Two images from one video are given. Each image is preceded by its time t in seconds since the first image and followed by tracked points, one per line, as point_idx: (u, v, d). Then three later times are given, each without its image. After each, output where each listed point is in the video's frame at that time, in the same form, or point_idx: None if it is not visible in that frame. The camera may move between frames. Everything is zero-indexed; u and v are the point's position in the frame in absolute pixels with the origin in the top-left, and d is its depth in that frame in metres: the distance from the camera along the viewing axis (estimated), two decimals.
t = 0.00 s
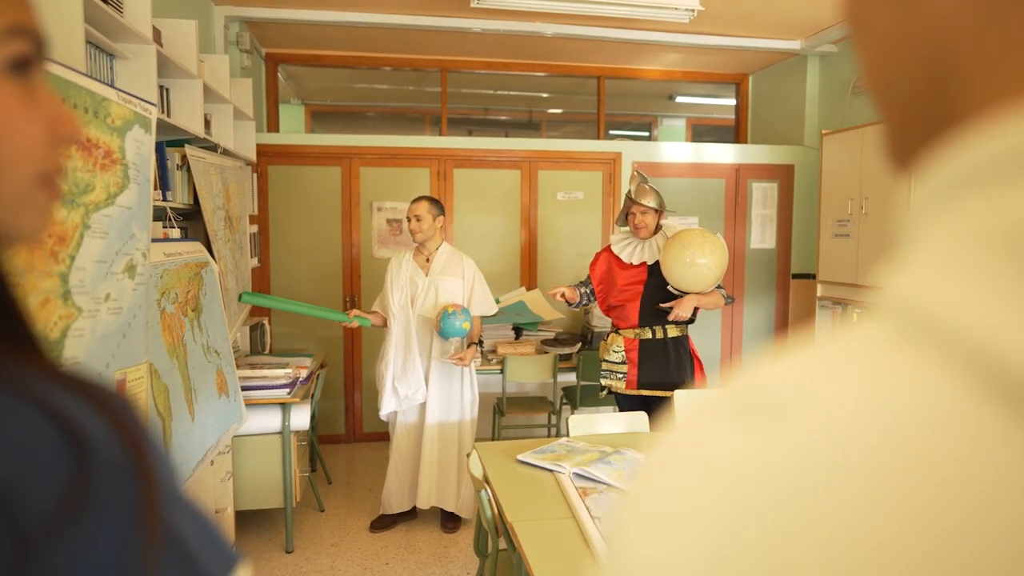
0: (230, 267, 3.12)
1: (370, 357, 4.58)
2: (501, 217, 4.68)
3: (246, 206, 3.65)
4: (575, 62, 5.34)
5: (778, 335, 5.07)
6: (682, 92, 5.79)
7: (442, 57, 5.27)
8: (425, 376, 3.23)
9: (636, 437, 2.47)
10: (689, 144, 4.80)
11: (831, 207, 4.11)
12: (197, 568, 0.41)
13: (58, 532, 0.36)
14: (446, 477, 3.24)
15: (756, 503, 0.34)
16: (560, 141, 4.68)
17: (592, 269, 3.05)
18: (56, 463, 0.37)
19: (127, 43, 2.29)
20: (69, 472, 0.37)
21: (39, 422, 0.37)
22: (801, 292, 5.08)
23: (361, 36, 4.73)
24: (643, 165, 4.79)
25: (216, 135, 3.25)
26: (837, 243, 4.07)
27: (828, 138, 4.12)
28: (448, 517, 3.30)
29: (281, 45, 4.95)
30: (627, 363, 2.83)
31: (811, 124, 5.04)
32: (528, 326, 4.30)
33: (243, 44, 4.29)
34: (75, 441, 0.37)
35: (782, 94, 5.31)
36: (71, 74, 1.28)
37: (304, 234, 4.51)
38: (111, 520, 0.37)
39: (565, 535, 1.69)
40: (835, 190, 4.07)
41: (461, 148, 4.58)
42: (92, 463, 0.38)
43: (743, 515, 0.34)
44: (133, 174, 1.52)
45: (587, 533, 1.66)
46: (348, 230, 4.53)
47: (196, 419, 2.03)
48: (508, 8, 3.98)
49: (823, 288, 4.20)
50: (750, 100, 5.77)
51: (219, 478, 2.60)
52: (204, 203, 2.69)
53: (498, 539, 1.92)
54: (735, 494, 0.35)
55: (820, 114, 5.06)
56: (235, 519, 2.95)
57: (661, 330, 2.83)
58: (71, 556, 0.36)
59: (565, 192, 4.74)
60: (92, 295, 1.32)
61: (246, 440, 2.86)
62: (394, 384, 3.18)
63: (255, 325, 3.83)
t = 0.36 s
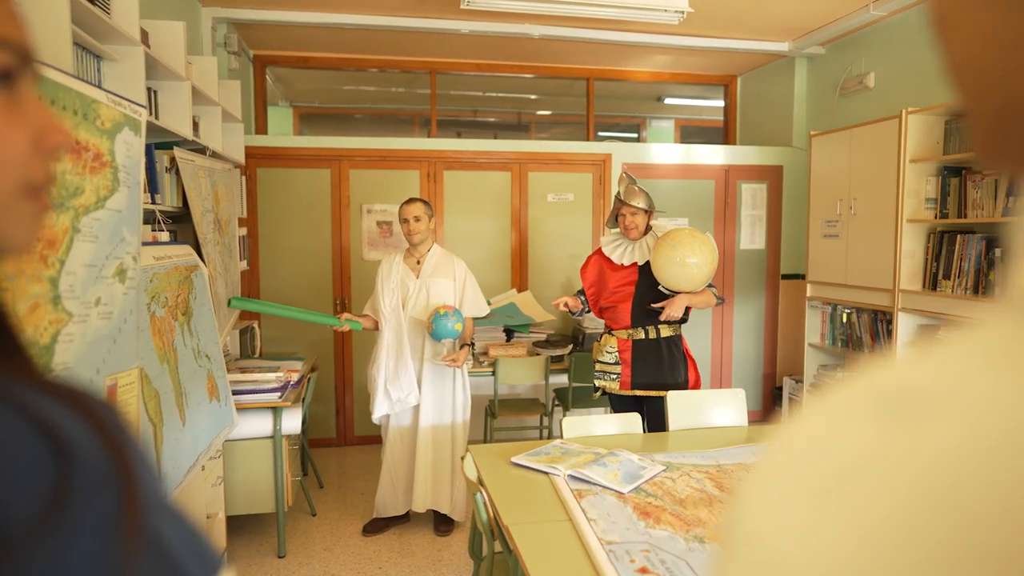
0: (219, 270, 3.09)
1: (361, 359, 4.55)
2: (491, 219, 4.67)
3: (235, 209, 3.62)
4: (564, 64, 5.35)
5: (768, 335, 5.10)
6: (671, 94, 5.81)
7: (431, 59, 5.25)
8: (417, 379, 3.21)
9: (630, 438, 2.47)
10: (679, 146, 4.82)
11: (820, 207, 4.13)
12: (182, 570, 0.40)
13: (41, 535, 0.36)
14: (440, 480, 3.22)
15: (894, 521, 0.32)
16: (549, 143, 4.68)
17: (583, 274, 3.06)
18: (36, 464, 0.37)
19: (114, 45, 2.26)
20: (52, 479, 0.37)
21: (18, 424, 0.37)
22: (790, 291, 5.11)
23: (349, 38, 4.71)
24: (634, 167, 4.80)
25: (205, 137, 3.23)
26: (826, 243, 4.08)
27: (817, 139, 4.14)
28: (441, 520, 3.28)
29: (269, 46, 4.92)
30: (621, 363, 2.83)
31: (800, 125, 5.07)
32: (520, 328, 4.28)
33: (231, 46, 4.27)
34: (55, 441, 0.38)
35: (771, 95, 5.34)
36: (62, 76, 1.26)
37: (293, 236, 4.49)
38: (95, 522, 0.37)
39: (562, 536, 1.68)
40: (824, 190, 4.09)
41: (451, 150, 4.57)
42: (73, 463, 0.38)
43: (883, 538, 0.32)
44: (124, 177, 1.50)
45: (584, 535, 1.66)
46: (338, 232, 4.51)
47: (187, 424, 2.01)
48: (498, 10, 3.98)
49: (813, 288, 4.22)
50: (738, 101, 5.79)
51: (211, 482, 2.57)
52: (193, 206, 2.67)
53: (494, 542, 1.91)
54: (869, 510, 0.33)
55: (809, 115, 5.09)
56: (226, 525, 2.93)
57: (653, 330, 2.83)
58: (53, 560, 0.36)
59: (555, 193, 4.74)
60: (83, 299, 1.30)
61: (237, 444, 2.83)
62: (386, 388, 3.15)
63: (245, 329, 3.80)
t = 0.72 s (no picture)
0: (212, 273, 3.06)
1: (355, 362, 4.52)
2: (485, 222, 4.66)
3: (227, 212, 3.59)
4: (557, 66, 5.34)
5: (761, 337, 5.12)
6: (663, 96, 5.82)
7: (423, 61, 5.24)
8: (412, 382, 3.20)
9: (627, 441, 2.47)
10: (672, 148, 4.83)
11: (813, 208, 4.14)
12: (200, 571, 0.40)
13: (72, 534, 0.35)
14: (435, 484, 3.21)
15: None
16: (542, 145, 4.67)
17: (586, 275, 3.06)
18: (71, 467, 0.37)
19: (106, 46, 2.24)
20: (85, 481, 0.37)
21: (54, 427, 0.37)
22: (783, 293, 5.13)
23: (341, 39, 4.68)
24: (627, 169, 4.80)
25: (196, 140, 3.20)
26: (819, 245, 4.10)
27: (809, 141, 4.16)
28: (436, 524, 3.26)
29: (259, 48, 4.89)
30: (621, 366, 2.85)
31: (792, 128, 5.10)
32: (514, 331, 4.27)
33: (222, 48, 4.25)
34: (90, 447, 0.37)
35: (764, 97, 5.37)
36: (55, 77, 1.24)
37: (286, 238, 4.46)
38: (124, 529, 0.37)
39: (560, 541, 1.67)
40: (817, 192, 4.10)
41: (444, 152, 4.55)
42: (105, 468, 0.37)
43: None
44: (118, 180, 1.48)
45: (583, 538, 1.66)
46: (330, 233, 4.48)
47: (180, 429, 1.99)
48: (492, 12, 3.97)
49: (805, 290, 4.24)
50: (730, 104, 5.81)
51: (204, 489, 2.55)
52: (185, 208, 2.64)
53: (493, 546, 1.90)
54: None
55: (801, 117, 5.12)
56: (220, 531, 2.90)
57: (654, 334, 2.84)
58: (93, 553, 0.35)
59: (548, 196, 4.73)
60: (79, 304, 1.29)
61: (230, 449, 2.81)
62: (381, 391, 3.14)
63: (236, 333, 3.77)
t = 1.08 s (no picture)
0: (202, 275, 3.03)
1: (346, 363, 4.50)
2: (476, 223, 4.65)
3: (217, 213, 3.55)
4: (546, 67, 5.35)
5: (752, 336, 5.15)
6: (652, 97, 5.83)
7: (413, 61, 5.22)
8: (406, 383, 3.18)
9: (623, 441, 2.46)
10: (662, 149, 4.84)
11: (803, 208, 4.17)
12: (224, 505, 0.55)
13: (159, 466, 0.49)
14: (430, 485, 3.20)
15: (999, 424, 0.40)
16: (533, 146, 4.67)
17: (597, 274, 3.05)
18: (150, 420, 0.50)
19: (94, 46, 2.21)
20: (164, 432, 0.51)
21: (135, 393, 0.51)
22: (773, 292, 5.17)
23: (331, 40, 4.66)
24: (618, 169, 4.81)
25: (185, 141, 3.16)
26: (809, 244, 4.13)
27: (799, 142, 4.19)
28: (430, 525, 3.25)
29: (248, 48, 4.85)
30: (632, 366, 2.87)
31: (781, 128, 5.13)
32: (506, 331, 4.26)
33: (210, 48, 4.22)
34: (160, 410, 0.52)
35: (752, 98, 5.40)
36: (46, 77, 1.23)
37: (276, 239, 4.43)
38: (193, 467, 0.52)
39: (560, 542, 1.67)
40: (807, 192, 4.13)
41: (436, 153, 4.54)
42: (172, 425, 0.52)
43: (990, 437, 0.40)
44: (110, 180, 1.46)
45: (583, 538, 1.65)
46: (320, 234, 4.46)
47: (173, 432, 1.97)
48: (483, 13, 3.96)
49: (796, 289, 4.27)
50: (719, 104, 5.84)
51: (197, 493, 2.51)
52: (175, 209, 2.61)
53: (491, 547, 1.89)
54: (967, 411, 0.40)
55: (789, 118, 5.15)
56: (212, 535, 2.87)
57: (668, 335, 2.84)
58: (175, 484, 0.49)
59: (539, 196, 4.73)
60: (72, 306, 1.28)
61: (221, 454, 2.77)
62: (375, 394, 3.11)
63: (227, 336, 3.73)
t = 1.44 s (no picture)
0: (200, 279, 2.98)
1: (346, 366, 4.46)
2: (474, 222, 4.63)
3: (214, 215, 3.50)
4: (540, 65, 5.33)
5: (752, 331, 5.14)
6: (646, 94, 5.83)
7: (407, 60, 5.19)
8: (409, 385, 3.15)
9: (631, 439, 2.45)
10: (658, 145, 4.84)
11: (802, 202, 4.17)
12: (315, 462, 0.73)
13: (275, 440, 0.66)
14: (434, 486, 3.18)
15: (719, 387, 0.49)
16: (529, 144, 4.66)
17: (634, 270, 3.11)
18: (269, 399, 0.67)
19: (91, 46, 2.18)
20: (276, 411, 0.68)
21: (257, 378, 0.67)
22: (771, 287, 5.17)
23: (325, 40, 4.63)
24: (614, 166, 4.80)
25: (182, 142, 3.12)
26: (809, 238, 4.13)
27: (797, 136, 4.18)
28: (435, 528, 3.22)
29: (241, 48, 4.80)
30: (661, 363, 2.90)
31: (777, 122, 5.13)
32: (506, 331, 4.24)
33: (203, 49, 4.20)
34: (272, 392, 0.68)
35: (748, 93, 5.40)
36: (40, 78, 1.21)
37: (272, 241, 4.39)
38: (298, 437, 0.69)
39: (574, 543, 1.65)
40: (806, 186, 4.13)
41: (433, 153, 4.51)
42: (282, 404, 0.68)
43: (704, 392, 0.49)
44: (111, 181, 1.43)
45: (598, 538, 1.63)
46: (318, 234, 4.42)
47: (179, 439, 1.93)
48: (480, 10, 3.94)
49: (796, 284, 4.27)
50: (714, 100, 5.84)
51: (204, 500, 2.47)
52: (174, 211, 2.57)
53: (504, 549, 1.87)
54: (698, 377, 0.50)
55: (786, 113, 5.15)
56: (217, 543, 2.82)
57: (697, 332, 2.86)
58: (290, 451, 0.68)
59: (537, 194, 4.72)
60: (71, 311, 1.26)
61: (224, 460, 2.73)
62: (378, 395, 3.09)
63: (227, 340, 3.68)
